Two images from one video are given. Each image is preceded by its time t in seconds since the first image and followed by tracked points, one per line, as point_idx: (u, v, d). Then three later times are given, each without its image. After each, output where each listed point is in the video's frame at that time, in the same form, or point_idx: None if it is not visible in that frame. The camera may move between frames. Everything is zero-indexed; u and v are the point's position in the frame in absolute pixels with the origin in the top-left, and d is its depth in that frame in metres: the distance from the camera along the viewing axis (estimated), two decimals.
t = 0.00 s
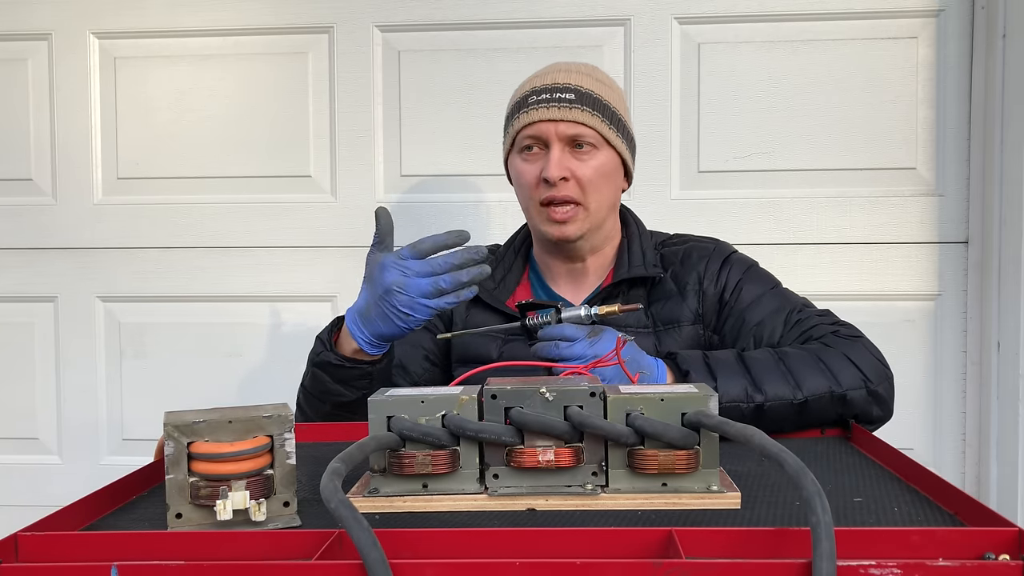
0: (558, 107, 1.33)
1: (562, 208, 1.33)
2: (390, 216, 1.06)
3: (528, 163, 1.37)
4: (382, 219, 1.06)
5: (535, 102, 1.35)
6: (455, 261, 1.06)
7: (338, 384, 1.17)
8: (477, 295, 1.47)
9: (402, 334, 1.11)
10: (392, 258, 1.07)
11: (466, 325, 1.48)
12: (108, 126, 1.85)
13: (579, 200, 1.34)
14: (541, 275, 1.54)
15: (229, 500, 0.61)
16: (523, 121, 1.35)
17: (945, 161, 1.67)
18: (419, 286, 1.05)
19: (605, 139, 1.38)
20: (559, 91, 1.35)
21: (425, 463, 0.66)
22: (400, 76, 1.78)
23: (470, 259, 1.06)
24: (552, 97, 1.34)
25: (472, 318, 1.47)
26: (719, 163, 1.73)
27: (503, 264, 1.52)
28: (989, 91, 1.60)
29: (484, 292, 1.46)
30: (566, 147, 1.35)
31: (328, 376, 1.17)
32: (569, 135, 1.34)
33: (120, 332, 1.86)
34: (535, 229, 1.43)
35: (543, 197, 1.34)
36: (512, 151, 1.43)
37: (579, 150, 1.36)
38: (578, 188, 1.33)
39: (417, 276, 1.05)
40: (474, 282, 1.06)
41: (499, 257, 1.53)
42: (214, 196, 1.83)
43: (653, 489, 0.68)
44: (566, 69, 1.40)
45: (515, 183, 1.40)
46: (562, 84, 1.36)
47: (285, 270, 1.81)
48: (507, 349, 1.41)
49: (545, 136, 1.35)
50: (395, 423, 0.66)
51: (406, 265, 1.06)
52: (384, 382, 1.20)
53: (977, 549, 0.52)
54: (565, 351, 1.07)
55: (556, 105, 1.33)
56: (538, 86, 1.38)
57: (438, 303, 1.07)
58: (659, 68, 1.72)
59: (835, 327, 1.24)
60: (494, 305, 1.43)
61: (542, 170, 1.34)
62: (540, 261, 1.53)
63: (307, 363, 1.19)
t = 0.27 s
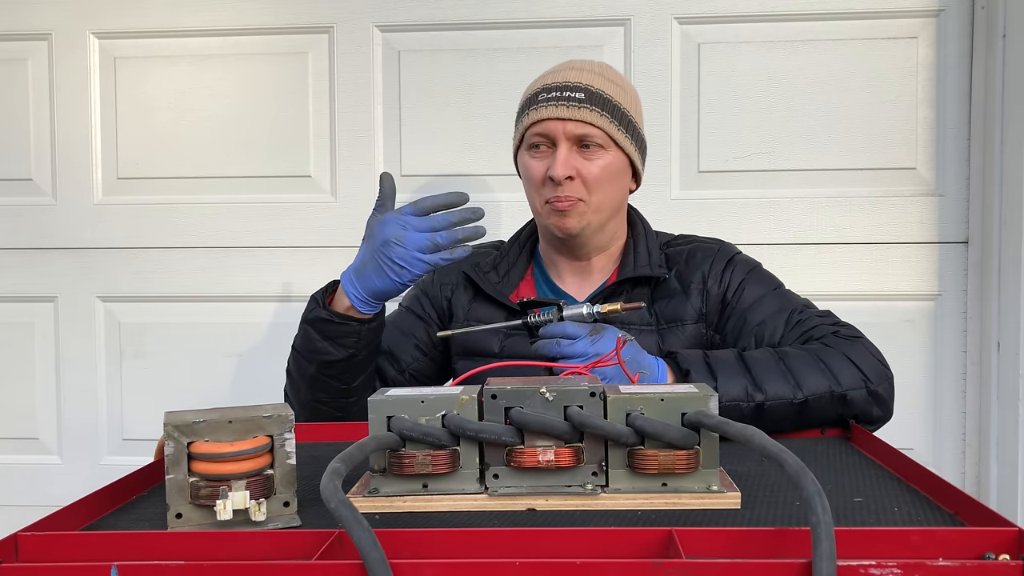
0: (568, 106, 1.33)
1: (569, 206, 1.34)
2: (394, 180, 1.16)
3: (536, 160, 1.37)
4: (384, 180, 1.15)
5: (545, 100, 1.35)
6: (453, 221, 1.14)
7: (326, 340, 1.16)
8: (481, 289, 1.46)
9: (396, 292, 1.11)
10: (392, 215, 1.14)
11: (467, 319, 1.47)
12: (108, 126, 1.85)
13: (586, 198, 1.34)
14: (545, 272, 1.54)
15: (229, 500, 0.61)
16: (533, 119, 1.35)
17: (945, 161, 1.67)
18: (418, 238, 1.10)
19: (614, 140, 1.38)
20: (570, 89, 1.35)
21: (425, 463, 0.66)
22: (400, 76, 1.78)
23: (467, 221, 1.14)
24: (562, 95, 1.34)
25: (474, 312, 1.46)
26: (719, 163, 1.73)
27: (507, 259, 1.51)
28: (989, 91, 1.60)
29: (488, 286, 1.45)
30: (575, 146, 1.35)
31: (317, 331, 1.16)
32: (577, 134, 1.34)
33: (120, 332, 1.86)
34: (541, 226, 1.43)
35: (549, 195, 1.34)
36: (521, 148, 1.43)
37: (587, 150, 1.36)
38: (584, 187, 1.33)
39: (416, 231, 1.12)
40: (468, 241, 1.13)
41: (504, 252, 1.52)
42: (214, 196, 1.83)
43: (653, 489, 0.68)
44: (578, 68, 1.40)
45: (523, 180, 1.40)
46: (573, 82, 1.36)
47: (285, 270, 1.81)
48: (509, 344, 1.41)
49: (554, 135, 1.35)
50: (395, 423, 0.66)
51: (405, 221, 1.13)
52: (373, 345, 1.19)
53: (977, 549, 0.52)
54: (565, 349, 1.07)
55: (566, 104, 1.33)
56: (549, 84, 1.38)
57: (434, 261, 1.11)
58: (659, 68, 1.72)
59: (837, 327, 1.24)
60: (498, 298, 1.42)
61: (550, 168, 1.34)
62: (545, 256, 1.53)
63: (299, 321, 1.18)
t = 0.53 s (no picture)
0: (574, 112, 1.33)
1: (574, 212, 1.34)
2: (372, 194, 1.11)
3: (541, 166, 1.37)
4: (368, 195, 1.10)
5: (551, 106, 1.35)
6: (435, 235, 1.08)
7: (317, 359, 1.16)
8: (482, 291, 1.46)
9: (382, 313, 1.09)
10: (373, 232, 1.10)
11: (469, 322, 1.47)
12: (108, 126, 1.85)
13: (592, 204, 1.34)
14: (547, 273, 1.54)
15: (229, 500, 0.61)
16: (539, 124, 1.35)
17: (945, 161, 1.67)
18: (398, 258, 1.06)
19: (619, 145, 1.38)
20: (576, 95, 1.35)
21: (425, 463, 0.66)
22: (400, 76, 1.78)
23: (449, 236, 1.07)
24: (568, 101, 1.34)
25: (476, 316, 1.46)
26: (719, 163, 1.73)
27: (508, 261, 1.51)
28: (989, 90, 1.60)
29: (489, 288, 1.45)
30: (580, 151, 1.35)
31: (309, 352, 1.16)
32: (583, 140, 1.34)
33: (120, 332, 1.85)
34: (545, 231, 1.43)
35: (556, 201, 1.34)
36: (525, 153, 1.42)
37: (593, 155, 1.36)
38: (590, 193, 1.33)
39: (396, 249, 1.07)
40: (451, 255, 1.07)
41: (504, 254, 1.52)
42: (214, 196, 1.83)
43: (653, 489, 0.68)
44: (582, 72, 1.40)
45: (527, 185, 1.40)
46: (579, 88, 1.36)
47: (285, 270, 1.81)
48: (510, 346, 1.42)
49: (560, 140, 1.35)
50: (395, 423, 0.66)
51: (386, 238, 1.08)
52: (366, 363, 1.18)
53: (977, 549, 0.52)
54: (565, 349, 1.07)
55: (572, 110, 1.33)
56: (555, 89, 1.38)
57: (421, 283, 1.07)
58: (659, 68, 1.72)
59: (837, 328, 1.24)
60: (499, 301, 1.43)
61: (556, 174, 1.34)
62: (546, 258, 1.53)
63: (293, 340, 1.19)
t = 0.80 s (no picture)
0: (573, 108, 1.33)
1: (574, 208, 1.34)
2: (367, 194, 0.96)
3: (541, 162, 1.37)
4: (360, 197, 0.96)
5: (550, 102, 1.35)
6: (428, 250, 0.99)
7: (305, 364, 1.16)
8: (483, 289, 1.46)
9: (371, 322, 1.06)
10: (364, 240, 1.01)
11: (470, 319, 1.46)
12: (108, 126, 1.85)
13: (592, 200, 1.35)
14: (548, 273, 1.53)
15: (229, 500, 0.61)
16: (538, 120, 1.36)
17: (945, 161, 1.67)
18: (388, 275, 0.99)
19: (618, 141, 1.38)
20: (575, 91, 1.35)
21: (425, 463, 0.66)
22: (400, 76, 1.78)
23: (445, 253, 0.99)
24: (567, 97, 1.34)
25: (477, 313, 1.46)
26: (719, 163, 1.73)
27: (510, 260, 1.51)
28: (989, 91, 1.60)
29: (491, 286, 1.45)
30: (579, 147, 1.36)
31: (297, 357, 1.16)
32: (582, 136, 1.34)
33: (120, 332, 1.85)
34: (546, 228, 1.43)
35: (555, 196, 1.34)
36: (525, 149, 1.43)
37: (592, 151, 1.36)
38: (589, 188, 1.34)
39: (386, 263, 0.99)
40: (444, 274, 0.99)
41: (506, 253, 1.52)
42: (214, 196, 1.83)
43: (653, 490, 0.68)
44: (582, 69, 1.40)
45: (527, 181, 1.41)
46: (578, 84, 1.36)
47: (285, 270, 1.81)
48: (510, 345, 1.41)
49: (559, 136, 1.35)
50: (395, 423, 0.66)
51: (377, 250, 1.00)
52: (353, 367, 1.18)
53: (977, 549, 0.52)
54: (565, 350, 1.07)
55: (571, 105, 1.33)
56: (554, 85, 1.38)
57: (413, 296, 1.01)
58: (659, 68, 1.72)
59: (837, 328, 1.23)
60: (500, 299, 1.43)
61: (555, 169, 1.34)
62: (547, 257, 1.53)
63: (279, 339, 1.18)
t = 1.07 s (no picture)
0: (554, 104, 1.34)
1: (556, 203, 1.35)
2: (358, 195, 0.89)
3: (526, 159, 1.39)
4: (350, 197, 0.89)
5: (533, 99, 1.36)
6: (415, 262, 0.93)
7: (287, 355, 1.16)
8: (484, 286, 1.46)
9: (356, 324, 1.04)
10: (348, 244, 0.96)
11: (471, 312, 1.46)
12: (108, 126, 1.85)
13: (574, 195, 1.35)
14: (546, 270, 1.54)
15: (229, 500, 0.61)
16: (521, 118, 1.37)
17: (945, 161, 1.67)
18: (371, 287, 0.95)
19: (602, 136, 1.38)
20: (556, 87, 1.35)
21: (425, 463, 0.66)
22: (400, 76, 1.78)
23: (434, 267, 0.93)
24: (548, 94, 1.35)
25: (477, 307, 1.46)
26: (719, 163, 1.73)
27: (510, 258, 1.51)
28: (989, 90, 1.60)
29: (491, 282, 1.45)
30: (562, 143, 1.36)
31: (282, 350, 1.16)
32: (563, 131, 1.35)
33: (120, 332, 1.85)
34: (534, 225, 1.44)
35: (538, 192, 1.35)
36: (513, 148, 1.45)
37: (574, 146, 1.37)
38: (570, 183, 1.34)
39: (371, 273, 0.94)
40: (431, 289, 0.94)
41: (506, 251, 1.52)
42: (214, 196, 1.83)
43: (653, 489, 0.68)
44: (566, 67, 1.41)
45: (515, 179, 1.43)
46: (560, 81, 1.36)
47: (285, 270, 1.81)
48: (509, 340, 1.42)
49: (541, 132, 1.36)
50: (395, 423, 0.66)
51: (361, 257, 0.94)
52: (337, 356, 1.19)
53: (977, 549, 0.52)
54: (565, 350, 1.07)
55: (552, 101, 1.34)
56: (538, 83, 1.39)
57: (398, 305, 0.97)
58: (659, 68, 1.72)
59: (836, 327, 1.23)
60: (500, 295, 1.43)
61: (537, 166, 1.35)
62: (544, 256, 1.53)
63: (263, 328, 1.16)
